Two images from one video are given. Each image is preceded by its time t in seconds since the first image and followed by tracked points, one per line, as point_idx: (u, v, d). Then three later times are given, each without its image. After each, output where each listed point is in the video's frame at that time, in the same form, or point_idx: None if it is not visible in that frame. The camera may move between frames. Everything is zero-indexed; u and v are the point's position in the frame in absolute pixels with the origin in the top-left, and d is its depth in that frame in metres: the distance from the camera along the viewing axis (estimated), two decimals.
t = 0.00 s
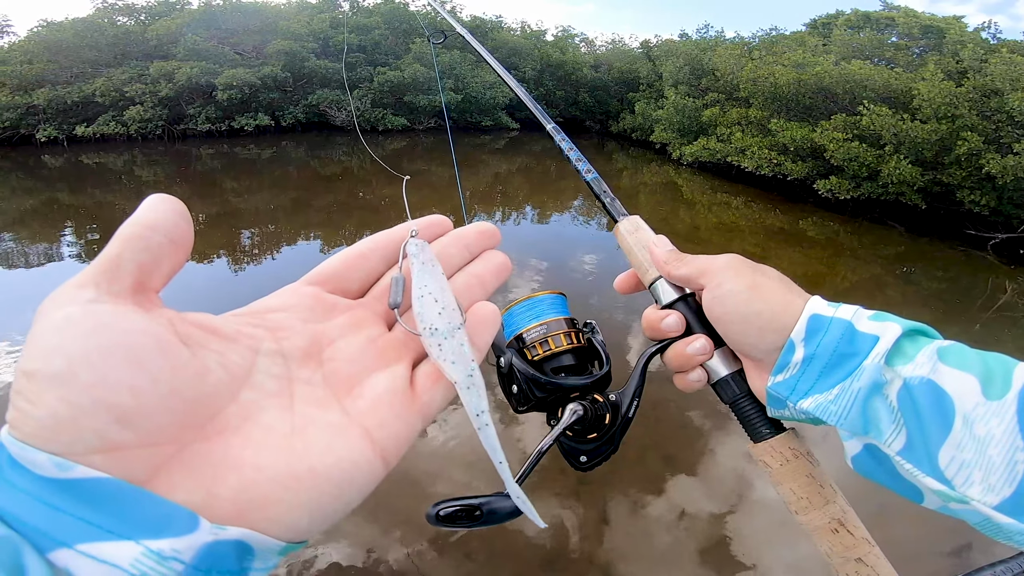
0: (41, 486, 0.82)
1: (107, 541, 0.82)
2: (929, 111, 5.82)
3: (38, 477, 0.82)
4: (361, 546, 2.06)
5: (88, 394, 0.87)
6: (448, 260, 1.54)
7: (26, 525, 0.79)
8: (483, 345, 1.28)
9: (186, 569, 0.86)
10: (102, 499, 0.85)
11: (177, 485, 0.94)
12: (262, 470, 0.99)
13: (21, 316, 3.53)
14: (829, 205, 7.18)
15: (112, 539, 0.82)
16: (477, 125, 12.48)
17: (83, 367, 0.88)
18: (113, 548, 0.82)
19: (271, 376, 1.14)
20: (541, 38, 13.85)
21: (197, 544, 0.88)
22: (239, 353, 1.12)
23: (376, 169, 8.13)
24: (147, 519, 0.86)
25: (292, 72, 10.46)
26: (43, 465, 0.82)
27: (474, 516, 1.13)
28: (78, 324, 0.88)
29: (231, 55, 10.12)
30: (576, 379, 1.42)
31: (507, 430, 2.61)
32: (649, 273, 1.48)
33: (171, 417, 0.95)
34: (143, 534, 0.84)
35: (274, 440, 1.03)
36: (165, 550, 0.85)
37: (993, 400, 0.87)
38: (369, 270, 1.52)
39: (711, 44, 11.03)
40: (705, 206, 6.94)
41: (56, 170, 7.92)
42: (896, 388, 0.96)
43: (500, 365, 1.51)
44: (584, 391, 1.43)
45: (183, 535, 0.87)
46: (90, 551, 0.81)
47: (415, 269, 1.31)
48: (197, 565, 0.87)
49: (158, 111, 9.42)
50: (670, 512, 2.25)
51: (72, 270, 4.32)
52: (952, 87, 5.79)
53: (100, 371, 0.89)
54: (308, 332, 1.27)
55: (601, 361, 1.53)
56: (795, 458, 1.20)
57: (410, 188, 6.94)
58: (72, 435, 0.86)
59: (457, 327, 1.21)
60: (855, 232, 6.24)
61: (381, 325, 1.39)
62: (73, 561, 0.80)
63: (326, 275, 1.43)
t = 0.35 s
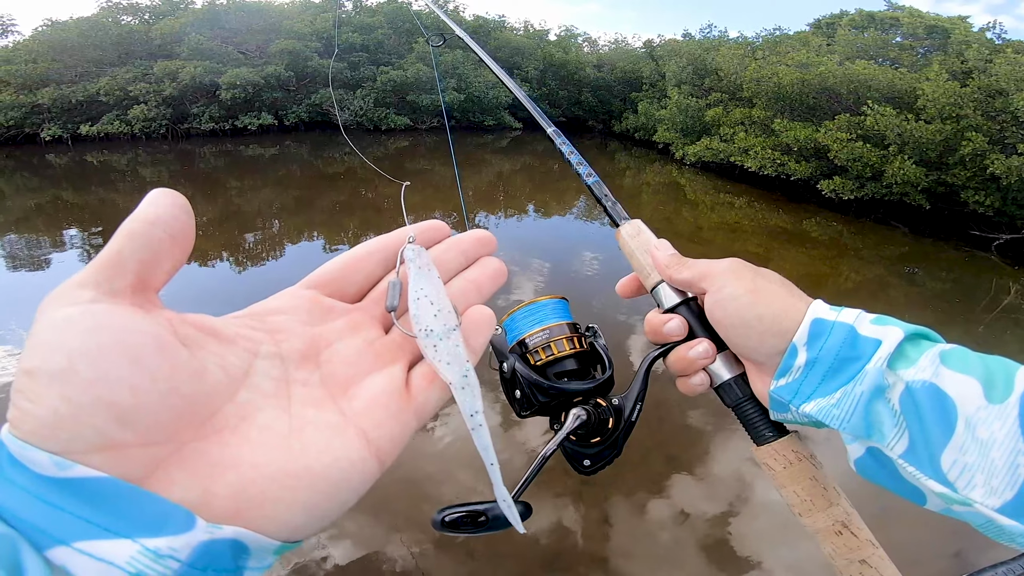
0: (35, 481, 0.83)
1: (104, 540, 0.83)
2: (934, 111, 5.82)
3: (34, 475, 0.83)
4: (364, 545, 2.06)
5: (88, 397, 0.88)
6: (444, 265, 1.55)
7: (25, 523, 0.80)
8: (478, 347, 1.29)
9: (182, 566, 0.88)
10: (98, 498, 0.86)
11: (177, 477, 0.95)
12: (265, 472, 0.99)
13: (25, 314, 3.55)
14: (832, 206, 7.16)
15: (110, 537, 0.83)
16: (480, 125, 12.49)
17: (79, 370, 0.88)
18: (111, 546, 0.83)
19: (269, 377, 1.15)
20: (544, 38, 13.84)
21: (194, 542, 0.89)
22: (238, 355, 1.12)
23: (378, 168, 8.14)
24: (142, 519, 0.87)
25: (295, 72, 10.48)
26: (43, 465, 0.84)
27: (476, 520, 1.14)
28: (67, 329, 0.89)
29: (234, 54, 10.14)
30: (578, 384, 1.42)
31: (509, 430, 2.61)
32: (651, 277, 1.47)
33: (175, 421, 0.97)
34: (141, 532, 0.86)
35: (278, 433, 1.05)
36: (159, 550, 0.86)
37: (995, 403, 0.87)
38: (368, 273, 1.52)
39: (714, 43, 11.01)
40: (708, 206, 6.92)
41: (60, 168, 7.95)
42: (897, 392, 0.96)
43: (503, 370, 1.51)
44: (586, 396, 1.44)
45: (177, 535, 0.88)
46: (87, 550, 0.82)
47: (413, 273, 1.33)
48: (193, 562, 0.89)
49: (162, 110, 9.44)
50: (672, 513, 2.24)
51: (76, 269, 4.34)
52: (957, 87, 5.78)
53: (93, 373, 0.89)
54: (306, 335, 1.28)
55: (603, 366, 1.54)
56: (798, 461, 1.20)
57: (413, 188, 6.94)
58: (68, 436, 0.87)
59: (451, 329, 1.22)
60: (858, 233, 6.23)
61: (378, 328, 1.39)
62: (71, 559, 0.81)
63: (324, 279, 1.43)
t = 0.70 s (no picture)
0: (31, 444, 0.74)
1: (106, 497, 0.78)
2: (937, 111, 5.82)
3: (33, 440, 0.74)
4: (366, 544, 2.06)
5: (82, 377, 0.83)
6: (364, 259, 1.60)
7: (37, 483, 0.72)
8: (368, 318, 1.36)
9: (166, 519, 0.85)
10: (100, 456, 0.80)
11: (154, 445, 0.93)
12: (220, 436, 1.02)
13: (29, 314, 3.57)
14: (834, 206, 7.17)
15: (110, 495, 0.79)
16: (482, 125, 12.50)
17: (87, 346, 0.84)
18: (112, 504, 0.79)
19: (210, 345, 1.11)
20: (546, 37, 13.84)
21: (180, 498, 0.88)
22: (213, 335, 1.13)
23: (380, 168, 8.15)
24: (141, 476, 0.83)
25: (297, 72, 10.50)
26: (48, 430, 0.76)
27: (495, 533, 1.10)
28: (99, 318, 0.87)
29: (236, 54, 10.17)
30: (589, 391, 1.41)
31: (512, 430, 2.61)
32: (658, 282, 1.48)
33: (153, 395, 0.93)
34: (133, 489, 0.82)
35: (218, 403, 1.06)
36: (157, 505, 0.84)
37: (1007, 408, 0.88)
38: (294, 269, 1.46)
39: (716, 43, 10.98)
40: (710, 207, 6.92)
41: (62, 168, 7.97)
42: (910, 397, 0.95)
43: (514, 381, 1.51)
44: (597, 403, 1.42)
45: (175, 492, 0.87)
46: (98, 507, 0.77)
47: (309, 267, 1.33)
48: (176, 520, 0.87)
49: (164, 110, 9.46)
50: (676, 513, 2.24)
51: (79, 268, 4.36)
52: (960, 88, 5.76)
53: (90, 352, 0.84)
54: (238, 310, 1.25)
55: (614, 373, 1.54)
56: (811, 463, 1.20)
57: (415, 188, 6.96)
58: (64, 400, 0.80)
59: (328, 315, 1.20)
60: (861, 233, 6.22)
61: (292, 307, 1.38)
62: (79, 517, 0.76)
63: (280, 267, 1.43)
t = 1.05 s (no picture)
0: (188, 475, 0.72)
1: (290, 535, 0.75)
2: (938, 110, 5.79)
3: (189, 469, 0.72)
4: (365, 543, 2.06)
5: (229, 389, 0.83)
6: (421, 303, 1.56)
7: (207, 523, 0.70)
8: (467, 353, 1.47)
9: (358, 560, 0.82)
10: (264, 487, 0.77)
11: (326, 468, 0.93)
12: (383, 446, 1.04)
13: (31, 313, 3.59)
14: (835, 204, 7.16)
15: (293, 533, 0.76)
16: (483, 125, 12.50)
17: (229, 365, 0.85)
18: (296, 542, 0.75)
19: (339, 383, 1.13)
20: (547, 36, 13.84)
21: (366, 532, 0.84)
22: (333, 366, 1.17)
23: (382, 167, 8.17)
24: (314, 509, 0.79)
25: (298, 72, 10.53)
26: (212, 452, 0.75)
27: (483, 550, 1.12)
28: (238, 322, 0.92)
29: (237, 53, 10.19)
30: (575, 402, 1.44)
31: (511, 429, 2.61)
32: (642, 290, 1.48)
33: (306, 410, 0.94)
34: (318, 524, 0.79)
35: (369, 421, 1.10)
36: (340, 540, 0.80)
37: (990, 416, 0.87)
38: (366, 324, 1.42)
39: (717, 42, 10.98)
40: (711, 205, 6.92)
41: (64, 168, 8.00)
42: (891, 405, 0.95)
43: (500, 393, 1.53)
44: (583, 414, 1.44)
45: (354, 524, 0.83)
46: (278, 548, 0.74)
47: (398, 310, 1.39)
48: (368, 555, 0.84)
49: (166, 109, 9.50)
50: (675, 512, 2.24)
51: (81, 266, 4.39)
52: (961, 87, 5.75)
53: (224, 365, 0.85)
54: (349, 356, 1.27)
55: (600, 381, 1.53)
56: (796, 471, 1.20)
57: (416, 187, 6.97)
58: (221, 421, 0.80)
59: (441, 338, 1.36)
60: (862, 232, 6.21)
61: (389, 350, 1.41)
62: (260, 560, 0.73)
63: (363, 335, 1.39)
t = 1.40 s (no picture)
0: (214, 487, 0.73)
1: (296, 549, 0.75)
2: (940, 108, 5.77)
3: (216, 480, 0.74)
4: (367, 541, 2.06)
5: (263, 406, 0.86)
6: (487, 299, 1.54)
7: (227, 533, 0.72)
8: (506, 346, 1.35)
9: None
10: (284, 500, 0.78)
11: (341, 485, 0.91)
12: (407, 471, 0.98)
13: (34, 312, 3.60)
14: (837, 202, 7.15)
15: (298, 546, 0.76)
16: (483, 123, 12.49)
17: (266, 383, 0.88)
18: (302, 556, 0.75)
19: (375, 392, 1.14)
20: (548, 34, 13.80)
21: (369, 549, 0.82)
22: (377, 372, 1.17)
23: (382, 165, 8.16)
24: (325, 523, 0.79)
25: (298, 70, 10.52)
26: (235, 465, 0.76)
27: (485, 555, 1.12)
28: (288, 336, 0.95)
29: (237, 52, 10.17)
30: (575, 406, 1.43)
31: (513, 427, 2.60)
32: (643, 294, 1.48)
33: (331, 430, 0.94)
34: (324, 540, 0.78)
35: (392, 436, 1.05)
36: (346, 558, 0.79)
37: (992, 418, 0.87)
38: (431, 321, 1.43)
39: (718, 40, 10.95)
40: (713, 203, 6.90)
41: (65, 167, 7.99)
42: (893, 408, 0.94)
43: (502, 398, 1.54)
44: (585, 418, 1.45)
45: (362, 542, 0.82)
46: (282, 560, 0.74)
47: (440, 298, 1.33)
48: (370, 573, 0.82)
49: (166, 108, 9.49)
50: (678, 511, 2.24)
51: (82, 265, 4.38)
52: (963, 85, 5.73)
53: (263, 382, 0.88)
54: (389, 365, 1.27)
55: (601, 385, 1.54)
56: (798, 474, 1.21)
57: (417, 185, 6.96)
58: (247, 435, 0.81)
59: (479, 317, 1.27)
60: (864, 229, 6.20)
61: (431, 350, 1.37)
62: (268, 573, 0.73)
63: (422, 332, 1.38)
